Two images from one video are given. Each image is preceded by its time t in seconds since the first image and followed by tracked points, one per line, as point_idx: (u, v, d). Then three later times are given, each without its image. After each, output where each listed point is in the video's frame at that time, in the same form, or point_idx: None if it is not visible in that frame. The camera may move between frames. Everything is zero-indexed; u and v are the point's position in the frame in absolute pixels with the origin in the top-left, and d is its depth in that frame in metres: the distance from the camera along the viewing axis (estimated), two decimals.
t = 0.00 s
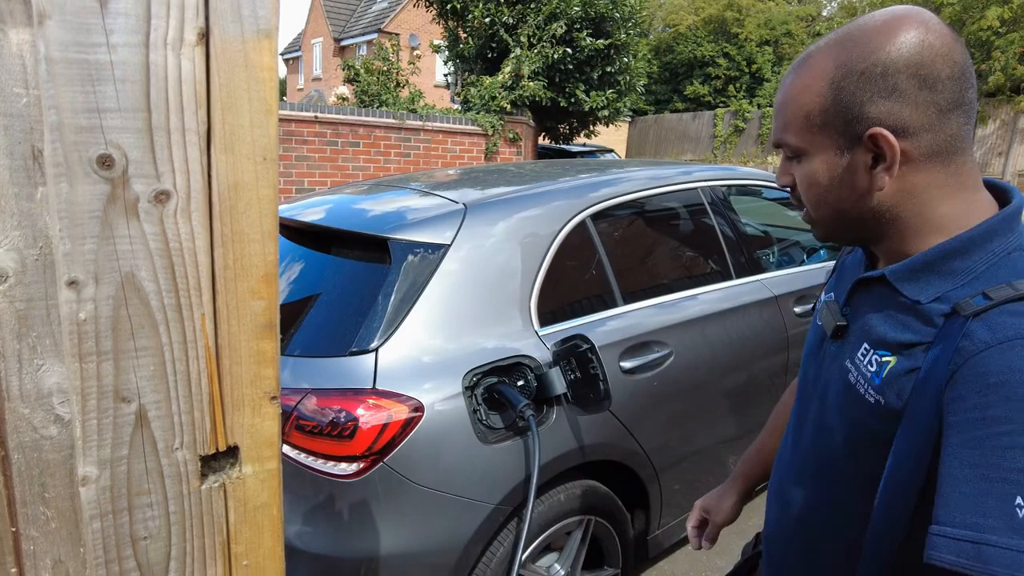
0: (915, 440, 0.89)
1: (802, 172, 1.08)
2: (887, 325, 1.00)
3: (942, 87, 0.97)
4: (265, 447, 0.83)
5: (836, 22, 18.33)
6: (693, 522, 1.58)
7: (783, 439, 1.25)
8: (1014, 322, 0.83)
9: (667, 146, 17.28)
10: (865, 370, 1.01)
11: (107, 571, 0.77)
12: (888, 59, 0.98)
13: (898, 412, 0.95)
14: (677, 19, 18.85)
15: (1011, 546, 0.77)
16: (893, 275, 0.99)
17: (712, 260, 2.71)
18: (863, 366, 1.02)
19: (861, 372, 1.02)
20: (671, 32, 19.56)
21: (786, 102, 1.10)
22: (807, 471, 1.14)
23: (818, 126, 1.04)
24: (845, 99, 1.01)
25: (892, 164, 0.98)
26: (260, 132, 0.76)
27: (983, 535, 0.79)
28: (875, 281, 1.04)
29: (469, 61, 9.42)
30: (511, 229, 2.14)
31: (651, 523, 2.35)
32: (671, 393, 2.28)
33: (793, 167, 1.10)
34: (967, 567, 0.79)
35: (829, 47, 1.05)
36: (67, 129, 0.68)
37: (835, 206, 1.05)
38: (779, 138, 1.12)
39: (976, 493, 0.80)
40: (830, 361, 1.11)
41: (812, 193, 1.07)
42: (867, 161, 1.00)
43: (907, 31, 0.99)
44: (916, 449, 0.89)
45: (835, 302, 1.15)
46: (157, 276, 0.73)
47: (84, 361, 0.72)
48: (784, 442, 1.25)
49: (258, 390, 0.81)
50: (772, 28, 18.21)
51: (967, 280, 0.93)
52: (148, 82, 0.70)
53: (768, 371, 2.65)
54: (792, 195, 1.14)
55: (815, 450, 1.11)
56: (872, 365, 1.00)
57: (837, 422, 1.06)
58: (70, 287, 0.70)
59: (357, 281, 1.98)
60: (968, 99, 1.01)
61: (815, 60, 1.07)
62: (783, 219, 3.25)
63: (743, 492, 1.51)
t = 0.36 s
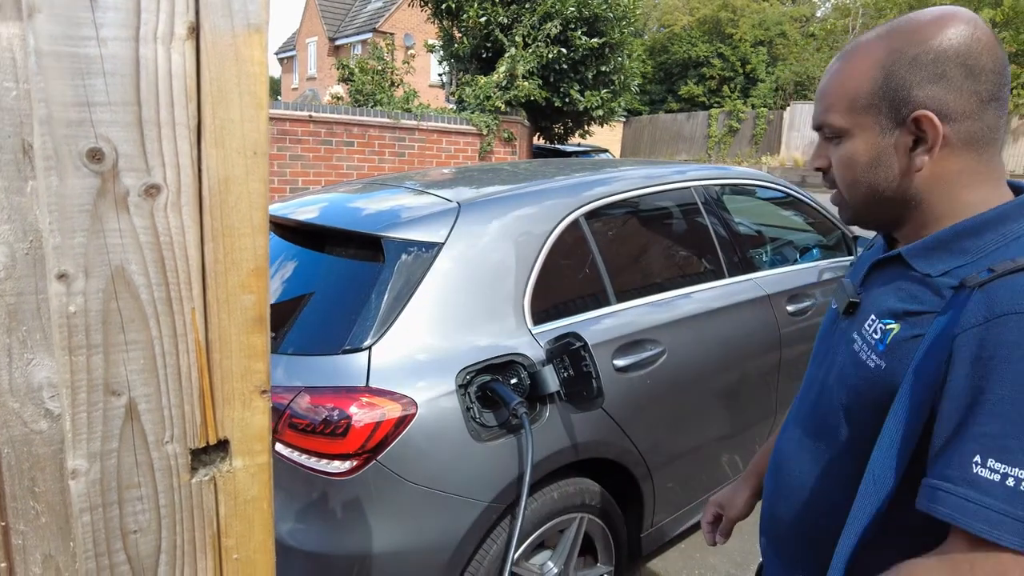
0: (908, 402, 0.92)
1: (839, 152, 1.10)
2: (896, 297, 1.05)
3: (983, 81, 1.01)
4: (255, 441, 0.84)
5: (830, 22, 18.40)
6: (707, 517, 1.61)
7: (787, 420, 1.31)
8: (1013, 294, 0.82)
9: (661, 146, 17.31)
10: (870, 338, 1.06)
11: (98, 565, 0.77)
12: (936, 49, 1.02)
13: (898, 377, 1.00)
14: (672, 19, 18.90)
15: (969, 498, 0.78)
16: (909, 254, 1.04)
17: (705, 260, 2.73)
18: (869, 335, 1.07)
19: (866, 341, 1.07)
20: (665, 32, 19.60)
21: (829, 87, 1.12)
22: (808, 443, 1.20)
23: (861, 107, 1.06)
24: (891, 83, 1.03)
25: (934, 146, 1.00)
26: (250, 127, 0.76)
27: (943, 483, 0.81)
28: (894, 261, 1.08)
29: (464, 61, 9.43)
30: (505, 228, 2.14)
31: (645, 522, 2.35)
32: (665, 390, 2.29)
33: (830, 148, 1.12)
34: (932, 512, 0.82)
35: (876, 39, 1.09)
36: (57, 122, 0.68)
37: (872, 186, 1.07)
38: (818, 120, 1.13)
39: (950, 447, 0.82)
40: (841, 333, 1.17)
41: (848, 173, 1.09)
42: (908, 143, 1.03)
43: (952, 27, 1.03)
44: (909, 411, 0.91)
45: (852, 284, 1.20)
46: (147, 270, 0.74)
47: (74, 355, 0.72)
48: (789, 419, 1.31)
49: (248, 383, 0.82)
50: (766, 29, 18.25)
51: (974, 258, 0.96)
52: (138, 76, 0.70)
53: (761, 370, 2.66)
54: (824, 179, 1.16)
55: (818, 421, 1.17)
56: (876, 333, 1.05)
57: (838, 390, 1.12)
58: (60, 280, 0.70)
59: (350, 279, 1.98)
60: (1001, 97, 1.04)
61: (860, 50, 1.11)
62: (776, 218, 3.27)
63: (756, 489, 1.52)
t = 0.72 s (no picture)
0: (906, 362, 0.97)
1: (859, 153, 1.18)
2: (901, 272, 1.11)
3: (985, 85, 1.08)
4: (230, 436, 0.84)
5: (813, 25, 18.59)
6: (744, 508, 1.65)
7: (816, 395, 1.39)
8: (993, 254, 0.88)
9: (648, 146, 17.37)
10: (878, 309, 1.13)
11: (69, 561, 0.77)
12: (942, 59, 1.10)
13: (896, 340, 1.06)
14: (658, 20, 18.98)
15: (943, 422, 0.83)
16: (915, 237, 1.10)
17: (689, 259, 2.74)
18: (877, 308, 1.13)
19: (875, 313, 1.14)
20: (652, 33, 19.68)
21: (849, 98, 1.22)
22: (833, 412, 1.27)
23: (877, 111, 1.15)
24: (904, 90, 1.12)
25: (942, 141, 1.07)
26: (224, 123, 0.76)
27: (925, 413, 0.86)
28: (905, 246, 1.14)
29: (451, 61, 9.44)
30: (490, 227, 2.15)
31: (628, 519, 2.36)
32: (648, 389, 2.30)
33: (851, 151, 1.20)
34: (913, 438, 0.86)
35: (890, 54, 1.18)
36: (27, 116, 0.67)
37: (889, 181, 1.14)
38: (841, 127, 1.22)
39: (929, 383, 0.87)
40: (858, 315, 1.25)
41: (867, 170, 1.16)
42: (917, 139, 1.10)
43: (956, 42, 1.12)
44: (905, 368, 0.98)
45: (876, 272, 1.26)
46: (120, 265, 0.73)
47: (45, 349, 0.72)
48: (818, 394, 1.38)
49: (223, 378, 0.82)
50: (751, 30, 18.39)
51: (966, 233, 1.00)
52: (111, 71, 0.70)
53: (744, 368, 2.69)
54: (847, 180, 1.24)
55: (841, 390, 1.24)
56: (882, 303, 1.11)
57: (855, 360, 1.18)
58: (31, 275, 0.70)
59: (334, 278, 1.98)
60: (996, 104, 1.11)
61: (875, 66, 1.20)
62: (760, 218, 3.29)
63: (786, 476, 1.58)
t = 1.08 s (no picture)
0: (901, 337, 1.06)
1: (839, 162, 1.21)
2: (892, 255, 1.17)
3: (947, 84, 1.12)
4: (203, 433, 0.84)
5: (789, 28, 18.85)
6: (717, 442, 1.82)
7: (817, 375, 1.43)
8: (976, 233, 0.98)
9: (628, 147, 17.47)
10: (872, 289, 1.18)
11: (36, 559, 0.77)
12: (903, 67, 1.14)
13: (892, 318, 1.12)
14: (637, 22, 19.12)
15: (943, 385, 0.91)
16: (903, 224, 1.15)
17: (665, 258, 2.78)
18: (871, 289, 1.19)
19: (869, 294, 1.19)
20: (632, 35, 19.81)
21: (823, 111, 1.25)
22: (831, 391, 1.31)
23: (851, 121, 1.18)
24: (873, 98, 1.15)
25: (914, 141, 1.11)
26: (195, 119, 0.77)
27: (924, 377, 0.94)
28: (894, 233, 1.19)
29: (431, 61, 9.43)
30: (469, 226, 2.16)
31: (606, 515, 2.38)
32: (624, 386, 2.33)
33: (832, 159, 1.23)
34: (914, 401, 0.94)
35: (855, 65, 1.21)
36: None
37: (872, 182, 1.17)
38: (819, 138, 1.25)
39: (926, 352, 0.96)
40: (851, 299, 1.30)
41: (850, 176, 1.20)
42: (892, 142, 1.14)
43: (914, 51, 1.16)
44: (899, 343, 1.06)
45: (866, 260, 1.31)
46: (89, 261, 0.74)
47: (11, 346, 0.72)
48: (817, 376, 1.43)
49: (195, 373, 0.82)
50: (729, 33, 18.59)
51: (950, 217, 1.08)
52: (78, 65, 0.70)
53: (719, 365, 2.73)
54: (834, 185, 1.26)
55: (840, 369, 1.29)
56: (877, 283, 1.17)
57: (852, 342, 1.23)
58: None
59: (311, 276, 1.98)
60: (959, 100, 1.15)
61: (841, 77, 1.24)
62: (736, 218, 3.34)
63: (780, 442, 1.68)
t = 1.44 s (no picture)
0: (868, 330, 1.08)
1: (819, 147, 1.21)
2: (859, 249, 1.19)
3: (930, 81, 1.15)
4: (161, 431, 0.82)
5: (758, 31, 19.14)
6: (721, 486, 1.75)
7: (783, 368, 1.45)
8: (941, 228, 1.01)
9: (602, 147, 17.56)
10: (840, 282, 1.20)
11: None
12: (891, 59, 1.15)
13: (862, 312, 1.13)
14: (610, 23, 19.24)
15: (901, 369, 0.93)
16: (874, 219, 1.17)
17: (637, 256, 2.80)
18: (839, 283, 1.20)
19: (837, 287, 1.21)
20: (605, 36, 19.92)
21: (808, 95, 1.24)
22: (798, 385, 1.33)
23: (837, 106, 1.18)
24: (861, 86, 1.15)
25: (897, 133, 1.13)
26: (153, 109, 0.75)
27: (885, 363, 0.96)
28: (862, 228, 1.22)
29: (403, 59, 9.40)
30: (442, 223, 2.15)
31: (578, 511, 2.39)
32: (597, 383, 2.34)
33: (811, 144, 1.23)
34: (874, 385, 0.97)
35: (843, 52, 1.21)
36: None
37: (849, 171, 1.19)
38: (801, 121, 1.25)
39: (889, 340, 0.98)
40: (819, 292, 1.31)
41: (827, 162, 1.20)
42: (874, 132, 1.15)
43: (902, 44, 1.17)
44: (866, 337, 1.07)
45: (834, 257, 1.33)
46: (38, 254, 0.71)
47: None
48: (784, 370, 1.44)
49: (153, 371, 0.80)
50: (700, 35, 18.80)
51: (917, 213, 1.10)
52: (25, 50, 0.68)
53: (690, 362, 2.76)
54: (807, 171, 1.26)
55: (806, 362, 1.31)
56: (846, 277, 1.18)
57: (820, 336, 1.24)
58: None
59: (281, 275, 1.95)
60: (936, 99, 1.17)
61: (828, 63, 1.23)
62: (707, 217, 3.38)
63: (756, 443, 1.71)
